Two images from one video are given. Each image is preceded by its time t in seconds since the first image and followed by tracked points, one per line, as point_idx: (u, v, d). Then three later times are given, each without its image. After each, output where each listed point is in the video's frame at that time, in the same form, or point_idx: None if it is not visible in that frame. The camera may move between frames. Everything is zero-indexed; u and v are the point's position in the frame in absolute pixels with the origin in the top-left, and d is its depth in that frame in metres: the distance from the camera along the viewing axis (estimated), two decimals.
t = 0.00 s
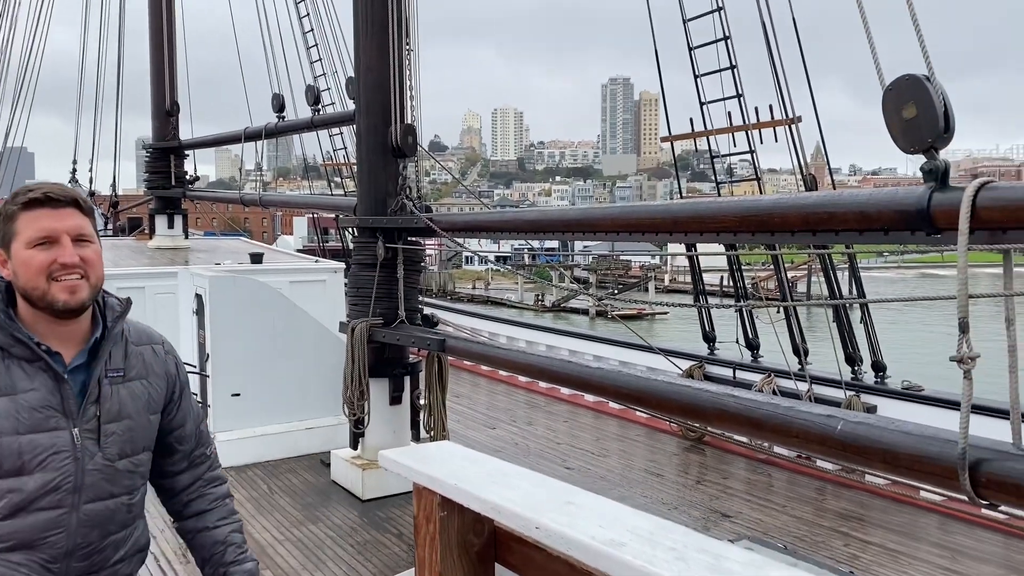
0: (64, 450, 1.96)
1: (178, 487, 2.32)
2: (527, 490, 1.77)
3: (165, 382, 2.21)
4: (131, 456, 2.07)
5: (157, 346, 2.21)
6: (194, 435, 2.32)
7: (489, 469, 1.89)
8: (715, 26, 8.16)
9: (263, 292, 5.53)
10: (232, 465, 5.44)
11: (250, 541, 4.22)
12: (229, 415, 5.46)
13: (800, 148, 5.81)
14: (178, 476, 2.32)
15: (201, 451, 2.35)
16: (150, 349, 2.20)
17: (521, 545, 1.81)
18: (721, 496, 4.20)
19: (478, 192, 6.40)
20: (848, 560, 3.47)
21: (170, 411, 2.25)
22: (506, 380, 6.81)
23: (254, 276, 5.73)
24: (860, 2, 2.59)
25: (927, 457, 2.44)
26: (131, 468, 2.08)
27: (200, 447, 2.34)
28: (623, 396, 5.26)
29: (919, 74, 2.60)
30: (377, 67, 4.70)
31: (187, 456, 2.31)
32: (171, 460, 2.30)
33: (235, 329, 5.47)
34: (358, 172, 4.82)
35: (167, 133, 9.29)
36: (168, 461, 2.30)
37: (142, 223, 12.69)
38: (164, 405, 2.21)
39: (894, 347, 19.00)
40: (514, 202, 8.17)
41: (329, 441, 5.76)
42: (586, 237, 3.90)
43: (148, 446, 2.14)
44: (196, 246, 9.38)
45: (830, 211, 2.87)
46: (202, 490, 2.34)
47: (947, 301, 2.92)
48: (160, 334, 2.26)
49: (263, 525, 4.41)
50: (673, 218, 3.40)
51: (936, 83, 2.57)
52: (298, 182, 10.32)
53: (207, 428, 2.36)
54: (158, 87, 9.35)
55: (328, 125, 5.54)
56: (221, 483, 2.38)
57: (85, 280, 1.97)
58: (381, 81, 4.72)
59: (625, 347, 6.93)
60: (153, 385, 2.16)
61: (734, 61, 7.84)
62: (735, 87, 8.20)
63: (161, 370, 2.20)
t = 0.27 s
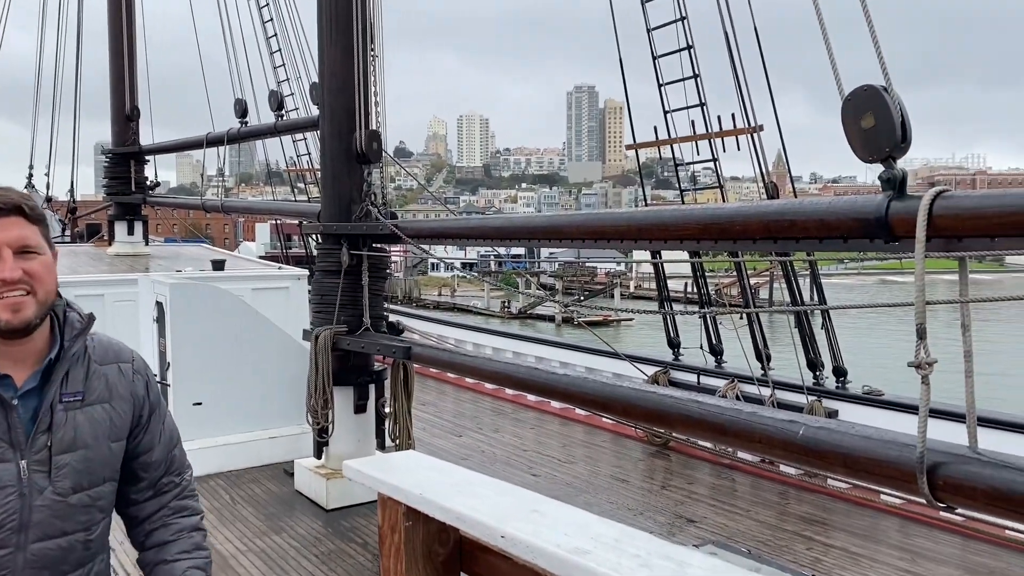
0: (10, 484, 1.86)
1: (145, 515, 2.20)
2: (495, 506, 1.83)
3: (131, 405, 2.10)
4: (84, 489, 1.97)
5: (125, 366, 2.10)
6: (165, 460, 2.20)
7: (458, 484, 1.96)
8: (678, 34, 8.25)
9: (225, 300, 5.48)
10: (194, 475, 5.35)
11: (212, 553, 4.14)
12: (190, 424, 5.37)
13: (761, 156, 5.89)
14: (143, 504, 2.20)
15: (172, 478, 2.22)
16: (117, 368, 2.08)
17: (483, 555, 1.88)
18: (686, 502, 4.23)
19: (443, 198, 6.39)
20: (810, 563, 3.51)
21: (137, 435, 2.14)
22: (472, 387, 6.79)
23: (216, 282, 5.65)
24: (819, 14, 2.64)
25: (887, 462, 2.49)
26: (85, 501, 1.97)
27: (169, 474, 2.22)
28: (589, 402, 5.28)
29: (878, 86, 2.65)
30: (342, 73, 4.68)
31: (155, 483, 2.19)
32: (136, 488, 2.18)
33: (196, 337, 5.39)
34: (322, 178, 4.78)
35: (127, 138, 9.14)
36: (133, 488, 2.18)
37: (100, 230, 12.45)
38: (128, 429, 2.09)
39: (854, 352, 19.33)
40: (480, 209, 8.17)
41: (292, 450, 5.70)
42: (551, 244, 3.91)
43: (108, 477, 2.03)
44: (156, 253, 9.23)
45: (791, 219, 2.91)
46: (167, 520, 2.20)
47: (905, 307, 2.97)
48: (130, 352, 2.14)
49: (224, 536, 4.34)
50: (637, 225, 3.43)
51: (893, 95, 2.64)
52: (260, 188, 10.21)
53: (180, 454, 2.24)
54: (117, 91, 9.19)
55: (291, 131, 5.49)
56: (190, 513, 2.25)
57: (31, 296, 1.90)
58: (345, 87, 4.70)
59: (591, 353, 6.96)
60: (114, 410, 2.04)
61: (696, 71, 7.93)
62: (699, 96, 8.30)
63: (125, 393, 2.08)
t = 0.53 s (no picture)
0: None
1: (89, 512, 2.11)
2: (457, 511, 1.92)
3: (57, 396, 1.98)
4: None
5: (50, 352, 1.98)
6: (99, 459, 2.08)
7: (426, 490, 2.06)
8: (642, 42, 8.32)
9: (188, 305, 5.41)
10: (155, 485, 5.25)
11: (173, 564, 4.07)
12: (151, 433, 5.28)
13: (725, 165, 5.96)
14: (86, 500, 2.10)
15: (109, 478, 2.11)
16: (40, 356, 1.97)
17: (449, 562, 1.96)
18: (652, 506, 4.25)
19: (409, 204, 6.36)
20: (774, 567, 3.55)
21: (69, 429, 2.03)
22: (439, 394, 6.76)
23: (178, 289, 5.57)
24: (781, 27, 2.69)
25: (849, 466, 2.54)
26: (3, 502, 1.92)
27: (107, 473, 2.11)
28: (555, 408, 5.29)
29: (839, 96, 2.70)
30: (306, 78, 4.64)
31: (94, 478, 2.09)
32: (77, 484, 2.09)
33: (158, 345, 5.30)
34: (286, 183, 4.74)
35: (86, 142, 8.96)
36: (73, 483, 2.08)
37: (58, 236, 12.18)
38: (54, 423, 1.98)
39: (816, 357, 19.63)
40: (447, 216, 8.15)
41: (256, 459, 5.63)
42: (519, 251, 3.91)
43: (31, 475, 1.95)
44: (116, 259, 9.05)
45: (754, 227, 2.95)
46: (101, 533, 2.12)
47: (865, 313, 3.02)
48: (59, 337, 2.02)
49: (186, 546, 4.27)
50: (603, 233, 3.45)
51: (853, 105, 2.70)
52: (224, 193, 10.07)
53: (119, 451, 2.10)
54: (76, 94, 9.02)
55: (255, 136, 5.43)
56: (129, 522, 2.15)
57: None
58: (310, 92, 4.66)
59: (557, 359, 6.97)
60: (35, 403, 1.93)
61: (661, 79, 8.01)
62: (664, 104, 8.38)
63: (49, 382, 1.96)
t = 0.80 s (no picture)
0: None
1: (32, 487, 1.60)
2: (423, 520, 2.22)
3: None
4: None
5: None
6: (45, 414, 1.58)
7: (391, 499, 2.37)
8: (608, 49, 8.38)
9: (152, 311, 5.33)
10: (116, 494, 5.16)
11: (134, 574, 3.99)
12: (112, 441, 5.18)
13: (690, 172, 6.02)
14: (28, 470, 1.60)
15: (61, 438, 1.62)
16: None
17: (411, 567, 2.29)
18: (619, 511, 4.27)
19: (376, 210, 6.33)
20: (740, 570, 3.59)
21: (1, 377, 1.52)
22: (405, 400, 6.72)
23: (140, 295, 5.48)
24: (745, 36, 2.73)
25: (812, 470, 2.58)
26: None
27: (57, 432, 1.61)
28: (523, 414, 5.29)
29: (800, 105, 2.76)
30: (272, 82, 4.60)
31: (39, 441, 1.59)
32: (13, 449, 1.58)
33: (119, 351, 5.21)
34: (252, 188, 4.68)
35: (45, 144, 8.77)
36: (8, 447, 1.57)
37: (14, 240, 11.88)
38: None
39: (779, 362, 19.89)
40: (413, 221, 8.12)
41: (220, 467, 5.55)
42: (486, 256, 3.91)
43: None
44: (75, 264, 8.86)
45: (719, 233, 2.99)
46: (60, 494, 1.62)
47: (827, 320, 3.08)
48: None
49: (148, 556, 4.18)
50: (571, 238, 3.46)
51: (816, 113, 2.75)
52: (187, 197, 9.92)
53: (70, 404, 1.62)
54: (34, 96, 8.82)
55: (220, 140, 5.36)
56: (92, 480, 1.66)
57: None
58: (276, 96, 4.62)
59: (525, 365, 6.97)
60: None
61: (627, 86, 8.07)
62: (630, 111, 8.44)
63: None
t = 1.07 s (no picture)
0: None
1: None
2: (392, 524, 2.21)
3: None
4: None
5: None
6: (7, 441, 1.79)
7: (358, 504, 2.36)
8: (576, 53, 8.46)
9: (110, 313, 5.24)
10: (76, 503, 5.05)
11: None
12: (72, 449, 5.07)
13: (657, 177, 6.07)
14: None
15: (17, 461, 1.81)
16: None
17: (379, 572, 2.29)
18: (587, 515, 4.28)
19: (343, 214, 6.28)
20: (707, 573, 3.61)
21: None
22: (373, 405, 6.68)
23: (101, 299, 5.38)
24: (712, 42, 2.75)
25: (778, 473, 2.60)
26: None
27: (15, 457, 1.81)
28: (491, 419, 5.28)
29: (765, 110, 2.79)
30: (237, 83, 4.54)
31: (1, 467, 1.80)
32: None
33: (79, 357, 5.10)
34: (216, 192, 4.62)
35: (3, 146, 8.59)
36: None
37: None
38: None
39: (744, 366, 20.12)
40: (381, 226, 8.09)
41: (184, 474, 5.47)
42: (454, 261, 3.89)
43: None
44: (34, 268, 8.68)
45: (686, 238, 3.01)
46: (13, 521, 1.83)
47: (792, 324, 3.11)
48: None
49: (109, 566, 4.09)
50: (539, 243, 3.46)
51: (782, 119, 2.80)
52: (150, 200, 9.77)
53: (26, 432, 1.80)
54: None
55: (183, 142, 5.28)
56: (45, 501, 1.87)
57: None
58: (241, 98, 4.56)
59: (493, 370, 6.97)
60: None
61: (594, 92, 8.10)
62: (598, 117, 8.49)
63: None
